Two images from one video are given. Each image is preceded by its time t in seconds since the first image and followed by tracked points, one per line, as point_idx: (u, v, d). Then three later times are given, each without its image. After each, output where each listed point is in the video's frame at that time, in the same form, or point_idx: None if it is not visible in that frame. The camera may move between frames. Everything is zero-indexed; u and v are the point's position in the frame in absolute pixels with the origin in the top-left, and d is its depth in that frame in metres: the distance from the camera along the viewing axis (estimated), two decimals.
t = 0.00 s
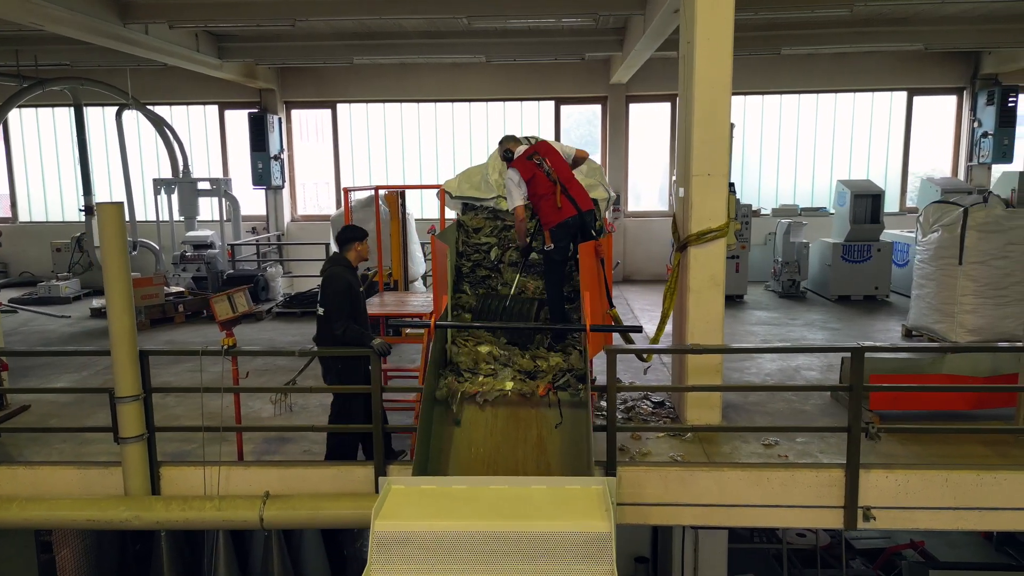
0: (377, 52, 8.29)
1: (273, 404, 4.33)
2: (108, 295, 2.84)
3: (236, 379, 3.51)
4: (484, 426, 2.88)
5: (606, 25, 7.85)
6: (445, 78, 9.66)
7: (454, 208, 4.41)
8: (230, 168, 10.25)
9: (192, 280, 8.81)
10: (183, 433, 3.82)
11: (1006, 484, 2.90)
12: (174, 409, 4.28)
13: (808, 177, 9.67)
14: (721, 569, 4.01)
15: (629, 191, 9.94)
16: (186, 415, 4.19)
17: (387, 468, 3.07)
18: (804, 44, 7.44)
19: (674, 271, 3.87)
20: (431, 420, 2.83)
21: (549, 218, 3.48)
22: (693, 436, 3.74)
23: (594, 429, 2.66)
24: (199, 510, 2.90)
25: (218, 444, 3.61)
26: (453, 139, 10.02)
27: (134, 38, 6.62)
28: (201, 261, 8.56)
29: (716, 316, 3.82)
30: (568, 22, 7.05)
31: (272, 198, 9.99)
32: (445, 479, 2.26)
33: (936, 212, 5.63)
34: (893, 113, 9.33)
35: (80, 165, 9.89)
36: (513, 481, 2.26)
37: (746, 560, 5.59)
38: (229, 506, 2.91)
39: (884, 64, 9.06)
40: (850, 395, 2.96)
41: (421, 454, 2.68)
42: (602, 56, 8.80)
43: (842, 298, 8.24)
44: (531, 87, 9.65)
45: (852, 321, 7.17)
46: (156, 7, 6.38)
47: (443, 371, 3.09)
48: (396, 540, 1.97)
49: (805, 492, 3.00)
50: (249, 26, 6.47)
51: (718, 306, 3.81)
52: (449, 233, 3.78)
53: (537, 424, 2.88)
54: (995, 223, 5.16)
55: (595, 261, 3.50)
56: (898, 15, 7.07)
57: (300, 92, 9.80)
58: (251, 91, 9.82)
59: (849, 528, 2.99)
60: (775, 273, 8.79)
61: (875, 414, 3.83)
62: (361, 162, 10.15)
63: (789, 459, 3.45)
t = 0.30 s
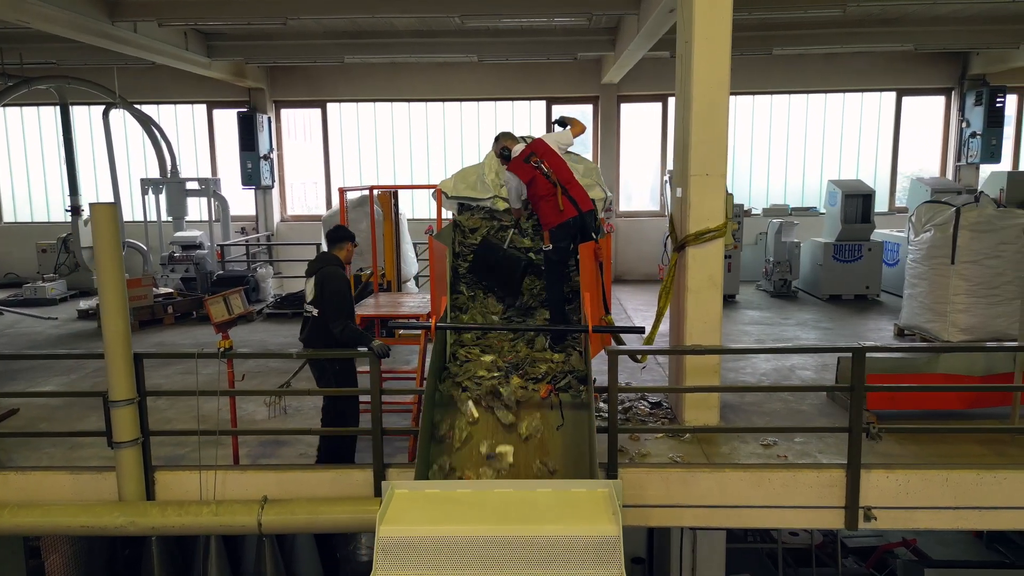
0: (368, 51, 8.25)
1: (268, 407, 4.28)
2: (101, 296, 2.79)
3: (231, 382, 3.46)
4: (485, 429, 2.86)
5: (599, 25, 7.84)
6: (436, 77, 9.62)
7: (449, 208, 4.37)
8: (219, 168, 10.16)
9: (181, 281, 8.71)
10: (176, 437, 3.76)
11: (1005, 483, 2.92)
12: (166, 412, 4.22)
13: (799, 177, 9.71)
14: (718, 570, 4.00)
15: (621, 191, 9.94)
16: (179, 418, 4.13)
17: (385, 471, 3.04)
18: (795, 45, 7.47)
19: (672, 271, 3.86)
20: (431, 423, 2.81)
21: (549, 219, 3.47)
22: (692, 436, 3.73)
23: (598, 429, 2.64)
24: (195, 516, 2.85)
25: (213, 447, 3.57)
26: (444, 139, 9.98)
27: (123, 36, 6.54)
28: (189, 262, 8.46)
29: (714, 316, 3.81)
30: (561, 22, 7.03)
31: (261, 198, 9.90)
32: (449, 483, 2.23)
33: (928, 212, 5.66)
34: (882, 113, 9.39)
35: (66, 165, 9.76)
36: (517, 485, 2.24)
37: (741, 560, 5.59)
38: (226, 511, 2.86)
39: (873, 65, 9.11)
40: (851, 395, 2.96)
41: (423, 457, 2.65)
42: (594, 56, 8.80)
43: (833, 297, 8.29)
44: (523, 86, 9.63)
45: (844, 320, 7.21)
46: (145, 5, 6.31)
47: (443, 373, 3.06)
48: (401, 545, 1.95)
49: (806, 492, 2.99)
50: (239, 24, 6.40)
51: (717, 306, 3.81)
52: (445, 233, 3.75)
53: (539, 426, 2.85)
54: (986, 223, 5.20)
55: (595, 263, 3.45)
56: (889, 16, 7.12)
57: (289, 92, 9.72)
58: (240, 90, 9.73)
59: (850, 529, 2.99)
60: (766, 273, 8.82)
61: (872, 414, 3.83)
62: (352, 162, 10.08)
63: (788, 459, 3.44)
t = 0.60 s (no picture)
0: (358, 50, 8.20)
1: (261, 409, 4.23)
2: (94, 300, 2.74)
3: (225, 385, 3.41)
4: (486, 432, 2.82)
5: (590, 25, 7.83)
6: (426, 77, 9.57)
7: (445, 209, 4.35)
8: (206, 167, 10.05)
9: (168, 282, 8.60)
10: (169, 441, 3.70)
11: (1004, 482, 2.93)
12: (158, 416, 4.15)
13: (788, 177, 9.77)
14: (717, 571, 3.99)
15: (611, 191, 9.94)
16: (171, 422, 4.07)
17: (383, 475, 3.01)
18: (785, 45, 7.50)
19: (668, 272, 3.85)
20: (431, 426, 2.76)
21: (552, 219, 3.46)
22: (690, 437, 3.72)
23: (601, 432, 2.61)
24: (191, 521, 2.80)
25: (207, 451, 3.51)
26: (435, 139, 9.95)
27: (110, 35, 6.45)
28: (177, 263, 8.35)
29: (711, 316, 3.81)
30: (552, 21, 7.02)
31: (250, 198, 9.81)
32: (453, 486, 2.20)
33: (919, 212, 5.70)
34: (870, 113, 9.46)
35: (50, 165, 9.62)
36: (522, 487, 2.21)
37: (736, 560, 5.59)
38: (222, 516, 2.81)
39: (861, 65, 9.18)
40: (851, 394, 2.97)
41: (424, 461, 2.61)
42: (585, 55, 8.80)
43: (824, 297, 8.33)
44: (514, 86, 9.61)
45: (835, 319, 7.25)
46: (132, 3, 6.22)
47: (442, 375, 3.02)
48: (405, 551, 1.92)
49: (808, 493, 2.99)
50: (229, 23, 6.33)
51: (714, 306, 3.80)
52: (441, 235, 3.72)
53: (540, 428, 2.82)
54: (977, 222, 5.24)
55: (592, 264, 3.44)
56: (878, 17, 7.17)
57: (278, 91, 9.64)
58: (228, 89, 9.64)
59: (851, 528, 2.99)
60: (757, 273, 8.86)
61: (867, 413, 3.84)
62: (341, 161, 10.02)
63: (787, 459, 3.44)
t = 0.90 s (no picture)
0: (347, 49, 8.14)
1: (254, 412, 4.18)
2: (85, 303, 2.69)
3: (219, 389, 3.36)
4: (486, 434, 2.80)
5: (581, 25, 7.82)
6: (414, 76, 9.52)
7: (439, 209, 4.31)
8: (193, 168, 9.94)
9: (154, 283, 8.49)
10: (160, 446, 3.64)
11: (1001, 480, 2.95)
12: (147, 420, 4.09)
13: (777, 178, 9.82)
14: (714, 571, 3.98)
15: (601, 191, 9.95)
16: (162, 426, 4.01)
17: (381, 478, 2.98)
18: (775, 46, 7.53)
19: (665, 273, 3.84)
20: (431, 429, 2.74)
21: (557, 220, 3.43)
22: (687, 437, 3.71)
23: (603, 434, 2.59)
24: (186, 527, 2.76)
25: (200, 456, 3.46)
26: (424, 139, 9.90)
27: (96, 33, 6.36)
28: (163, 264, 8.23)
29: (707, 318, 3.80)
30: (543, 21, 7.00)
31: (237, 198, 9.71)
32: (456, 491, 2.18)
33: (908, 212, 5.75)
34: (857, 114, 9.53)
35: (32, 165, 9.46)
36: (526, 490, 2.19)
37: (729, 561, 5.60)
38: (219, 521, 2.77)
39: (849, 67, 9.25)
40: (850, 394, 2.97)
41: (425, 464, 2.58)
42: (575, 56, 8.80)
43: (813, 297, 8.38)
44: (504, 86, 9.58)
45: (825, 319, 7.29)
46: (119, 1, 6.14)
47: (440, 377, 3.00)
48: (410, 557, 1.89)
49: (807, 493, 2.99)
50: (217, 21, 6.26)
51: (710, 308, 3.80)
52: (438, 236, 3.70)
53: (540, 430, 2.81)
54: (966, 222, 5.29)
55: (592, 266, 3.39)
56: (866, 18, 7.22)
57: (266, 90, 9.55)
58: (214, 88, 9.54)
59: (850, 528, 2.99)
60: (747, 272, 8.90)
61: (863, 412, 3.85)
62: (330, 161, 9.94)
63: (784, 459, 3.44)
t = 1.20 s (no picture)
0: (337, 47, 8.07)
1: (248, 415, 4.13)
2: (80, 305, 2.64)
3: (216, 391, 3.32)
4: (488, 436, 2.78)
5: (573, 24, 7.81)
6: (405, 75, 9.47)
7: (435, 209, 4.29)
8: (180, 167, 9.83)
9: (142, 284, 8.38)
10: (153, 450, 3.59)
11: (1001, 479, 2.97)
12: (139, 424, 4.03)
13: (766, 178, 9.87)
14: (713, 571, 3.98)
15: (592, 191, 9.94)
16: (154, 429, 3.95)
17: (382, 480, 2.95)
18: (767, 46, 7.55)
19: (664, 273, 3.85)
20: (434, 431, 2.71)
21: (551, 219, 3.42)
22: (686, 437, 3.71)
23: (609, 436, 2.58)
24: (185, 532, 2.72)
25: (195, 459, 3.41)
26: (414, 138, 9.85)
27: (84, 30, 6.27)
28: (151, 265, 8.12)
29: (705, 319, 3.80)
30: (536, 19, 6.97)
31: (225, 198, 9.60)
32: (464, 493, 2.15)
33: (900, 212, 5.79)
34: (846, 114, 9.59)
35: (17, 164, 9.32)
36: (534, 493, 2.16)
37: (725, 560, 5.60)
38: (218, 526, 2.73)
39: (838, 67, 9.30)
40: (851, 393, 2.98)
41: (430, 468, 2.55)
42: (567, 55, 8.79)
43: (804, 296, 8.42)
44: (495, 86, 9.55)
45: (817, 318, 7.32)
46: None
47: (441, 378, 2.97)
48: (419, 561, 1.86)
49: (809, 493, 3.00)
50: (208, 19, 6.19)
51: (708, 309, 3.80)
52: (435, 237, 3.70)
53: (543, 431, 2.79)
54: (958, 222, 5.33)
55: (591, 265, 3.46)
56: (856, 19, 7.27)
57: (255, 89, 9.47)
58: (202, 87, 9.44)
59: (852, 528, 3.00)
60: (738, 272, 8.93)
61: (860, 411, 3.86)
62: (319, 161, 9.87)
63: (784, 459, 3.44)
